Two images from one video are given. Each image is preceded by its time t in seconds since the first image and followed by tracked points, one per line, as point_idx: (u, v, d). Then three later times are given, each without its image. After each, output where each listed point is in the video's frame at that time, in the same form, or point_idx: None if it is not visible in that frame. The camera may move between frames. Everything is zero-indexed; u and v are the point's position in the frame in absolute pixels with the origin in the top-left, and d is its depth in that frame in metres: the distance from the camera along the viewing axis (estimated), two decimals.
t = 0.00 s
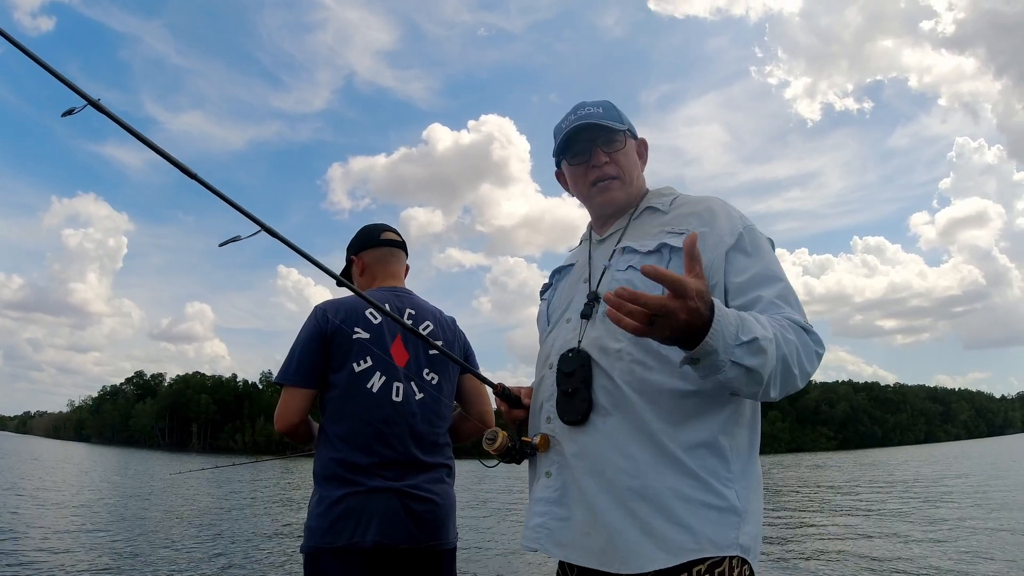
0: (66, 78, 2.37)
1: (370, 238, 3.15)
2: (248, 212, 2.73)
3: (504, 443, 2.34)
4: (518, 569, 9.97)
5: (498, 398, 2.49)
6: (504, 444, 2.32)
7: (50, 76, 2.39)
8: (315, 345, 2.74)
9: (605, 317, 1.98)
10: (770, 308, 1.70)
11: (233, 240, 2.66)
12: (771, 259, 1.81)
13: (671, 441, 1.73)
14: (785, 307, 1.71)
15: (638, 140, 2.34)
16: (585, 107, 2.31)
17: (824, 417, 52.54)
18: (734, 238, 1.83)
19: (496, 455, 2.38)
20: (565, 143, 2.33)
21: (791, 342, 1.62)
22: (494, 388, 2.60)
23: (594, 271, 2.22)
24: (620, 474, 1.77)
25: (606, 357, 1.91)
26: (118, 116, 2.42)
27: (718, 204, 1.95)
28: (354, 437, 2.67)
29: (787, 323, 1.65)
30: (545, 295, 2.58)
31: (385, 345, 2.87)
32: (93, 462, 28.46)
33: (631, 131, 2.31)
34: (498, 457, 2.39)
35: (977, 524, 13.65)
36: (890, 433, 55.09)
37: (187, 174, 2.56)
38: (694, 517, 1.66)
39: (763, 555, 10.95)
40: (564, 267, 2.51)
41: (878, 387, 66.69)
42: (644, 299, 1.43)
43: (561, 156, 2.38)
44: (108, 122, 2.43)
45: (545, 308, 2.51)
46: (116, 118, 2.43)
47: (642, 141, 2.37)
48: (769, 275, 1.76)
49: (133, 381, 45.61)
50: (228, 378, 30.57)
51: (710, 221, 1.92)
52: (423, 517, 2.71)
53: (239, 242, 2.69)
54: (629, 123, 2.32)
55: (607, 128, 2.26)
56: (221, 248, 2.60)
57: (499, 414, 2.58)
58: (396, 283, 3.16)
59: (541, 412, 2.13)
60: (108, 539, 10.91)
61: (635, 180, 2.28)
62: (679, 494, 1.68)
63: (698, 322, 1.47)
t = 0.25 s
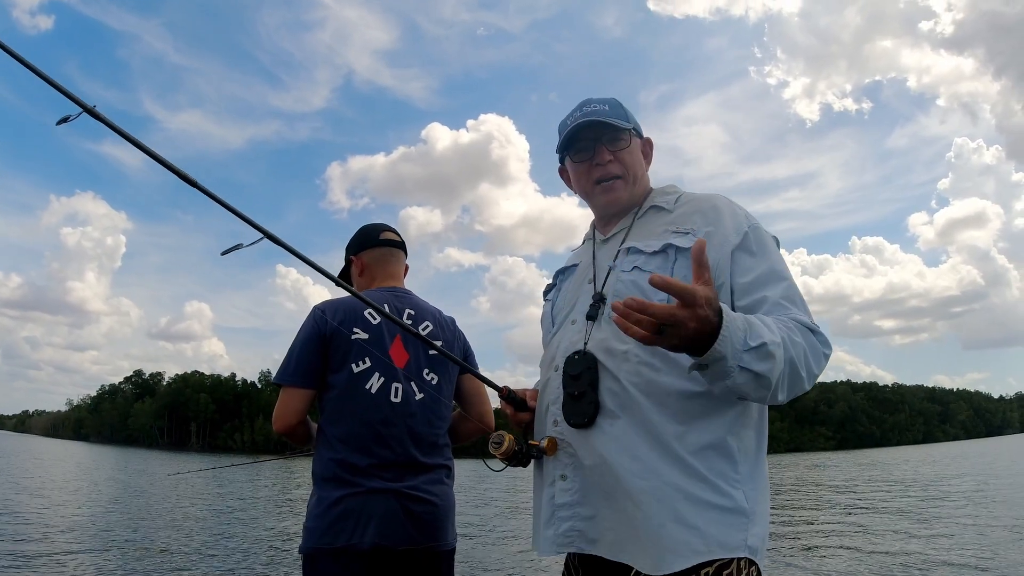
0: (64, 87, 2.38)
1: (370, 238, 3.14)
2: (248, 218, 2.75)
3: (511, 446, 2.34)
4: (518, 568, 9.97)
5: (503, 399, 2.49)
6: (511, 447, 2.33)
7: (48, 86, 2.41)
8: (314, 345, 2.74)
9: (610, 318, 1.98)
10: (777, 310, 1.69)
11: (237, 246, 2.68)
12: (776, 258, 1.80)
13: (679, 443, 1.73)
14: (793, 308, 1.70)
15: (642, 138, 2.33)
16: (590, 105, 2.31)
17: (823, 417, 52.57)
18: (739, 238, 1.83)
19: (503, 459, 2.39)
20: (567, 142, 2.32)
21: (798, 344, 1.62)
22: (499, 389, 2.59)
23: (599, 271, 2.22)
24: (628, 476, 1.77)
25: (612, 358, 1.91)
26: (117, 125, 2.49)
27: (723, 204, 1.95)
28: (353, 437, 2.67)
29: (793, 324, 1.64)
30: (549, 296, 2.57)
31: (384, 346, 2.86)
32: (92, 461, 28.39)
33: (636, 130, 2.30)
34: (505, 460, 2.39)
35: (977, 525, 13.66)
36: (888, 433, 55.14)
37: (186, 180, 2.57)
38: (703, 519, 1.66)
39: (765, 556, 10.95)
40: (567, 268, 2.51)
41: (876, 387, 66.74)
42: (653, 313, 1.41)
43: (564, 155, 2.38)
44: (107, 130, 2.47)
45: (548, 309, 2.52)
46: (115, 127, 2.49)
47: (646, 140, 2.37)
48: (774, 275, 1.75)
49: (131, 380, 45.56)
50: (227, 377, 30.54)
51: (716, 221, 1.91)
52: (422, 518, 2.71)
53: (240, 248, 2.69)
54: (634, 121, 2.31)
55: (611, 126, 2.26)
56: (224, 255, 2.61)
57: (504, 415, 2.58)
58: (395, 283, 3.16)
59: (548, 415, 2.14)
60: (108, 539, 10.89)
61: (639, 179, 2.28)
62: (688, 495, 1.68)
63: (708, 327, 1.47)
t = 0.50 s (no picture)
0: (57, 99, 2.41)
1: (368, 237, 3.14)
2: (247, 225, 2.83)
3: (515, 447, 2.35)
4: (518, 568, 9.97)
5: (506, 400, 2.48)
6: (515, 449, 2.34)
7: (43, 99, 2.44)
8: (312, 344, 2.74)
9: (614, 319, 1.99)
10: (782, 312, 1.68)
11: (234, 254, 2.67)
12: (780, 258, 1.80)
13: (683, 443, 1.73)
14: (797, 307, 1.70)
15: (644, 136, 2.33)
16: (592, 103, 2.31)
17: (821, 417, 52.59)
18: (743, 237, 1.83)
19: (507, 460, 2.40)
20: (569, 140, 2.33)
21: (804, 347, 1.61)
22: (502, 390, 2.58)
23: (602, 271, 2.22)
24: (633, 476, 1.77)
25: (617, 359, 1.91)
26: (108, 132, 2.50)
27: (725, 204, 1.95)
28: (351, 436, 2.67)
29: (797, 327, 1.63)
30: (552, 296, 2.57)
31: (381, 345, 2.86)
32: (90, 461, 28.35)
33: (638, 128, 2.30)
34: (509, 461, 2.40)
35: (977, 524, 13.67)
36: (886, 433, 55.19)
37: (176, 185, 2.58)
38: (708, 518, 1.66)
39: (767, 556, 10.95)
40: (570, 267, 2.52)
41: (874, 387, 66.77)
42: (655, 325, 1.41)
43: (565, 154, 2.38)
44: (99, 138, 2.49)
45: (551, 309, 2.52)
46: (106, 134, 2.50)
47: (648, 137, 2.37)
48: (777, 274, 1.75)
49: (129, 380, 45.51)
50: (225, 377, 30.51)
51: (719, 220, 1.91)
52: (420, 516, 2.71)
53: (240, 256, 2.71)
54: (635, 120, 2.31)
55: (613, 124, 2.26)
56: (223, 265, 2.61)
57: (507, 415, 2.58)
58: (393, 282, 3.16)
59: (552, 416, 2.14)
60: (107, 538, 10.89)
61: (642, 177, 2.28)
62: (693, 495, 1.68)
63: (711, 336, 1.47)
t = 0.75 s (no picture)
0: (59, 99, 2.40)
1: (365, 236, 3.14)
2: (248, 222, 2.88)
3: (516, 446, 2.35)
4: (518, 568, 9.97)
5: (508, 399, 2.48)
6: (516, 447, 2.35)
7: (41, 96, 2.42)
8: (309, 341, 2.74)
9: (613, 317, 1.99)
10: (782, 308, 1.68)
11: (236, 253, 2.73)
12: (779, 254, 1.80)
13: (685, 440, 1.73)
14: (799, 306, 1.69)
15: (643, 134, 2.33)
16: (592, 101, 2.32)
17: (820, 417, 52.59)
18: (743, 235, 1.83)
19: (508, 459, 2.40)
20: (569, 138, 2.34)
21: (804, 346, 1.61)
22: (503, 390, 2.58)
23: (602, 269, 2.22)
24: (634, 474, 1.77)
25: (618, 357, 1.91)
26: (110, 133, 2.48)
27: (725, 201, 1.95)
28: (348, 432, 2.67)
29: (797, 326, 1.63)
30: (552, 294, 2.58)
31: (378, 342, 2.86)
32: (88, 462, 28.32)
33: (637, 126, 2.30)
34: (510, 460, 2.40)
35: (977, 524, 13.66)
36: (885, 434, 55.18)
37: (179, 186, 2.56)
38: (709, 514, 1.66)
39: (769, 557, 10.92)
40: (570, 266, 2.52)
41: (873, 387, 66.76)
42: (656, 334, 1.41)
43: (565, 151, 2.39)
44: (100, 139, 2.48)
45: (551, 307, 2.52)
46: (108, 135, 2.49)
47: (647, 136, 2.37)
48: (778, 271, 1.74)
49: (128, 380, 45.46)
50: (224, 377, 30.50)
51: (718, 218, 1.92)
52: (417, 512, 2.71)
53: (243, 256, 2.74)
54: (635, 118, 2.32)
55: (612, 121, 2.26)
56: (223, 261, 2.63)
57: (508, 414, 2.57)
58: (390, 280, 3.16)
59: (553, 414, 2.14)
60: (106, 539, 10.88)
61: (641, 174, 2.28)
62: (695, 492, 1.68)
63: (711, 340, 1.47)
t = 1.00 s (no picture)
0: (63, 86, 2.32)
1: (364, 236, 3.14)
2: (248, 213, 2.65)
3: (516, 443, 2.35)
4: (517, 568, 9.98)
5: (508, 397, 2.47)
6: (516, 444, 2.35)
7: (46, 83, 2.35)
8: (309, 340, 2.74)
9: (615, 314, 1.99)
10: (781, 306, 1.68)
11: (241, 244, 2.64)
12: (780, 253, 1.79)
13: (686, 437, 1.73)
14: (799, 305, 1.69)
15: (646, 134, 2.33)
16: (595, 99, 2.32)
17: (819, 417, 52.58)
18: (743, 234, 1.83)
19: (508, 456, 2.40)
20: (571, 135, 2.34)
21: (801, 347, 1.61)
22: (504, 387, 2.58)
23: (602, 267, 2.22)
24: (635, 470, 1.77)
25: (619, 354, 1.91)
26: (117, 123, 2.38)
27: (726, 200, 1.95)
28: (348, 430, 2.67)
29: (792, 328, 1.63)
30: (552, 292, 2.58)
31: (378, 340, 2.86)
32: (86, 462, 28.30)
33: (640, 125, 2.30)
34: (510, 457, 2.40)
35: (977, 525, 13.67)
36: (883, 434, 55.22)
37: (187, 178, 2.46)
38: (711, 509, 1.66)
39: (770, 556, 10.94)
40: (570, 264, 2.52)
41: (871, 387, 66.78)
42: (650, 354, 1.43)
43: (567, 148, 2.39)
44: (107, 128, 2.37)
45: (552, 305, 2.52)
46: (115, 124, 2.38)
47: (650, 135, 2.37)
48: (778, 269, 1.74)
49: (127, 381, 45.41)
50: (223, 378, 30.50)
51: (719, 216, 1.92)
52: (417, 510, 2.71)
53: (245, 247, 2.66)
54: (637, 116, 2.32)
55: (613, 119, 2.26)
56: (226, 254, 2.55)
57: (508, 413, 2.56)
58: (389, 280, 3.16)
59: (553, 411, 2.15)
60: (105, 539, 10.89)
61: (642, 173, 2.28)
62: (696, 487, 1.69)
63: (698, 356, 1.49)
